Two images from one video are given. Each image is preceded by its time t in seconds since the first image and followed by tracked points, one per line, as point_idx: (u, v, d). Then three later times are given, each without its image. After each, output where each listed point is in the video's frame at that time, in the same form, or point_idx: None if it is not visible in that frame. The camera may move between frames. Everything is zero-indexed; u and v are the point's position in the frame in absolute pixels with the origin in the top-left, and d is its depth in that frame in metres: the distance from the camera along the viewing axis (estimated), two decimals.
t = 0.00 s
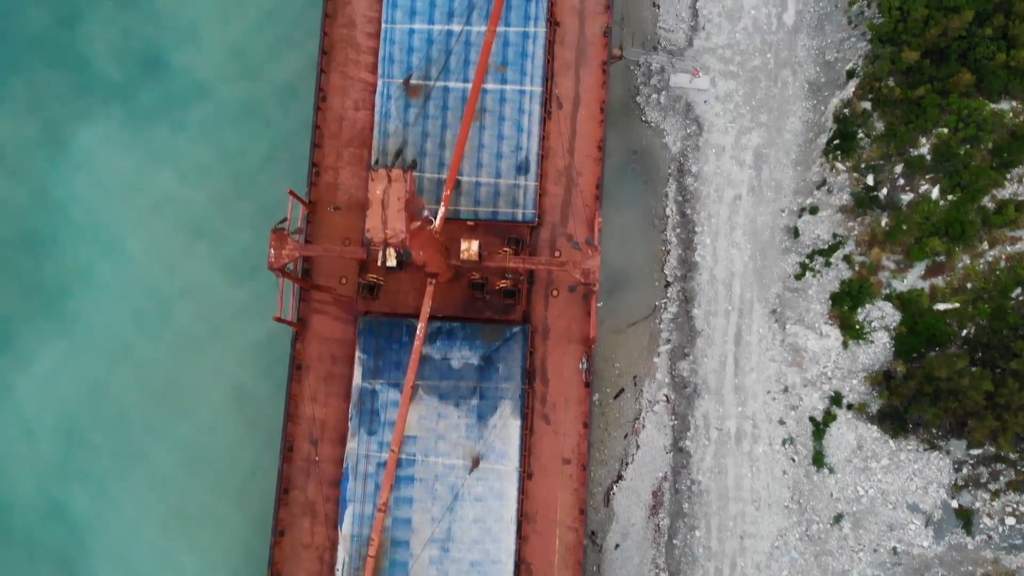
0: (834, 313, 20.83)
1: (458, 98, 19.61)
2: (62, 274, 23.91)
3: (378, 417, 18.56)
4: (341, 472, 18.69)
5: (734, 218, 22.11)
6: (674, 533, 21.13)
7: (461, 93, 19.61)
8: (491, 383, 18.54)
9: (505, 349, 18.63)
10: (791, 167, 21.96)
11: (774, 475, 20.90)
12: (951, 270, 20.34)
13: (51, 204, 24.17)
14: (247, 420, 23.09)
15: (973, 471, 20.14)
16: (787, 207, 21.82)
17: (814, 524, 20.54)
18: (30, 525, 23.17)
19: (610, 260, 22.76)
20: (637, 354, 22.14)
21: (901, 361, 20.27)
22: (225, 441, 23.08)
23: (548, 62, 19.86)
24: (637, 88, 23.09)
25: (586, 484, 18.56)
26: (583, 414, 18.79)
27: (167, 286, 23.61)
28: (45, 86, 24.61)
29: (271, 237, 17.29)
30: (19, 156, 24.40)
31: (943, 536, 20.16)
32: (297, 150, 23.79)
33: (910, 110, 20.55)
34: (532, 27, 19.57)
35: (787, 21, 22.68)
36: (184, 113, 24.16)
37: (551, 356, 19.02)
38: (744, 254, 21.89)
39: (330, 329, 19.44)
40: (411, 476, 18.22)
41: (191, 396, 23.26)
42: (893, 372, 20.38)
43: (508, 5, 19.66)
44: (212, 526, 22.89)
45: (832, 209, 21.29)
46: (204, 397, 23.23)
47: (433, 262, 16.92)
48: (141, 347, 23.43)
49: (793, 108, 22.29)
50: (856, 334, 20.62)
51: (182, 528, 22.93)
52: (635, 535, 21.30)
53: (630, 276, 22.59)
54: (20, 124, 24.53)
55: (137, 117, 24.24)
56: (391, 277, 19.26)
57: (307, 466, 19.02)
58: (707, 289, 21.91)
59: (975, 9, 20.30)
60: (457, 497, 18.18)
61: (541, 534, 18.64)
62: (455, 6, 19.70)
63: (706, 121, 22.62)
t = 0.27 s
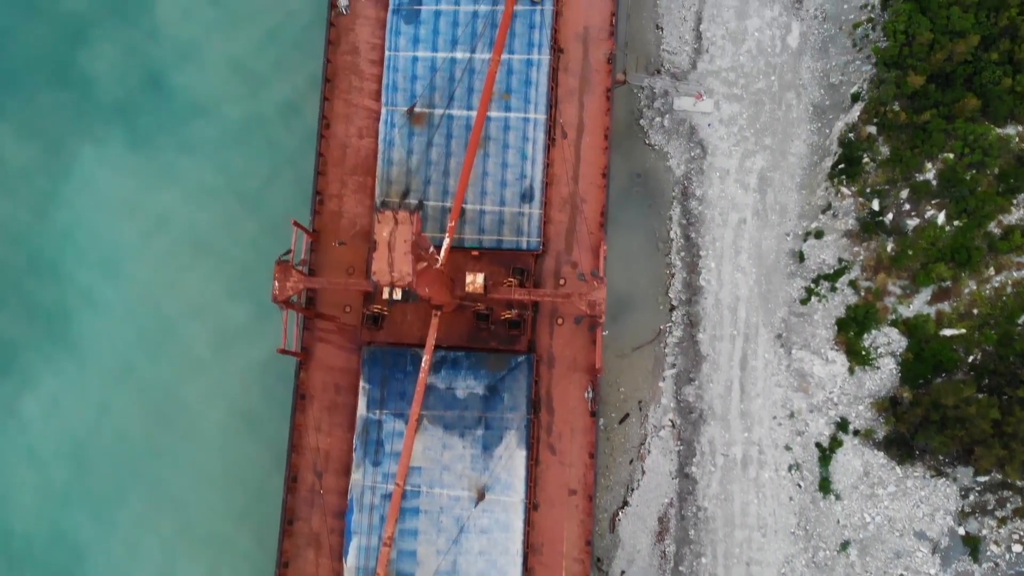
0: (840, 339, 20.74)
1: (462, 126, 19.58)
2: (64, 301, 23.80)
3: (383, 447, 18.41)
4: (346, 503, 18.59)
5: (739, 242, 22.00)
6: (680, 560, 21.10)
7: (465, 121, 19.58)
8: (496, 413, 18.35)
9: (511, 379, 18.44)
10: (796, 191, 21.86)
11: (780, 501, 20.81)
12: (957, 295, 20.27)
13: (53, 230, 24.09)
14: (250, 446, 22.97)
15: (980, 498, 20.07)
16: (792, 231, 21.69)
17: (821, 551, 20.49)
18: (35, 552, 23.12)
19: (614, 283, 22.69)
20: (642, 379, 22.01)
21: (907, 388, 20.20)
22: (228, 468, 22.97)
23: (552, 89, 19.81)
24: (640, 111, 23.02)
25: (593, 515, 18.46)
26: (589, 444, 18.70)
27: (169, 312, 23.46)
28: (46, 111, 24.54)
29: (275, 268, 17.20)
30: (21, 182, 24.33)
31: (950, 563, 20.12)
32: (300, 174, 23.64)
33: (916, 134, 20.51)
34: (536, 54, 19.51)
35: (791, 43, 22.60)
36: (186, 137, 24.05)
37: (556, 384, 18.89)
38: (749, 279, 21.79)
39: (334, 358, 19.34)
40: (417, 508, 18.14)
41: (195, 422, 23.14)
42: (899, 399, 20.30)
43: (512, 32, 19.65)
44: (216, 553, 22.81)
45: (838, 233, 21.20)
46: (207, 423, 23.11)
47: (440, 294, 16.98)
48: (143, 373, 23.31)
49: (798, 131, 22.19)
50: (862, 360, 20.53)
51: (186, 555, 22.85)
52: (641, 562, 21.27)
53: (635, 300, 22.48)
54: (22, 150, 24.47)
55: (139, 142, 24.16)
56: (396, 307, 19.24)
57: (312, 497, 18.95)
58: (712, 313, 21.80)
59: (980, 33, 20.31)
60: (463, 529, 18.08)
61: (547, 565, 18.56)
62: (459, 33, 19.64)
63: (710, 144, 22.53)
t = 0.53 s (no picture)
0: (846, 364, 20.67)
1: (465, 154, 19.58)
2: (66, 328, 23.67)
3: (388, 479, 18.28)
4: (351, 535, 18.48)
5: (743, 265, 21.90)
6: None
7: (469, 149, 19.57)
8: (502, 444, 18.21)
9: (516, 409, 18.30)
10: (800, 214, 21.79)
11: (787, 526, 20.74)
12: (963, 319, 20.21)
13: (55, 257, 23.98)
14: (253, 473, 22.85)
15: (987, 523, 20.02)
16: (797, 254, 21.61)
17: None
18: None
19: (618, 307, 22.52)
20: (647, 404, 21.86)
21: (914, 413, 20.15)
22: (231, 495, 22.85)
23: (555, 116, 19.77)
24: (643, 134, 22.98)
25: (599, 546, 18.36)
26: (595, 474, 18.60)
27: (172, 338, 23.32)
28: (47, 137, 24.43)
29: (279, 302, 17.09)
30: (22, 208, 24.25)
31: None
32: (302, 198, 23.53)
33: (920, 158, 20.43)
34: (539, 82, 19.48)
35: (794, 65, 22.58)
36: (187, 162, 23.93)
37: (562, 414, 18.77)
38: (753, 302, 21.69)
39: (338, 388, 19.22)
40: (422, 540, 18.05)
41: (199, 450, 23.00)
42: (906, 424, 20.26)
43: (515, 60, 19.64)
44: None
45: (842, 257, 21.12)
46: (211, 451, 22.98)
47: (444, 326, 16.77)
48: (146, 400, 23.18)
49: (802, 154, 22.12)
50: (868, 385, 20.47)
51: None
52: None
53: (639, 323, 22.31)
54: (22, 176, 24.37)
55: (140, 168, 24.05)
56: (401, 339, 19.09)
57: (316, 528, 18.87)
58: (717, 337, 21.67)
59: (985, 56, 20.27)
60: (469, 562, 17.98)
61: None
62: (461, 60, 19.64)
63: (714, 167, 22.49)
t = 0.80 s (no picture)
0: (852, 389, 20.61)
1: (469, 182, 19.59)
2: (68, 356, 23.52)
3: (394, 511, 18.15)
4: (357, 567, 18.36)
5: (748, 288, 21.81)
6: None
7: (472, 178, 19.59)
8: (508, 475, 18.05)
9: (522, 440, 18.12)
10: (804, 237, 21.71)
11: (794, 552, 20.68)
12: (969, 343, 20.15)
13: (55, 285, 23.82)
14: (257, 501, 22.73)
15: (995, 548, 19.95)
16: (801, 277, 21.53)
17: None
18: None
19: (622, 330, 22.36)
20: (653, 429, 21.72)
21: (920, 438, 20.12)
22: (235, 523, 22.74)
23: (558, 143, 19.70)
24: (646, 157, 22.90)
25: None
26: (602, 505, 18.51)
27: (174, 366, 23.20)
28: (46, 163, 24.26)
29: (284, 335, 16.94)
30: (21, 235, 24.07)
31: None
32: (304, 223, 23.39)
33: (925, 182, 20.38)
34: (541, 110, 19.45)
35: (797, 86, 22.52)
36: (188, 188, 23.80)
37: (568, 444, 18.65)
38: (758, 326, 21.58)
39: (342, 419, 19.08)
40: (429, 573, 17.96)
41: (202, 477, 22.90)
42: (912, 449, 20.22)
43: (518, 88, 19.61)
44: None
45: (847, 280, 21.04)
46: (215, 478, 22.87)
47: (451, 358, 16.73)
48: (149, 429, 23.04)
49: (805, 176, 22.04)
50: (874, 410, 20.41)
51: None
52: None
53: (644, 347, 22.18)
54: (21, 202, 24.18)
55: (141, 193, 23.90)
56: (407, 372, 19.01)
57: (322, 561, 18.75)
58: (723, 362, 21.57)
59: (989, 80, 20.25)
60: None
61: None
62: (464, 88, 19.65)
63: (717, 190, 22.40)
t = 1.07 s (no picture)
0: (858, 414, 20.58)
1: (472, 211, 19.56)
2: (71, 384, 23.44)
3: (400, 544, 18.07)
4: None
5: (753, 311, 21.70)
6: None
7: (475, 207, 19.57)
8: (514, 507, 17.96)
9: (527, 471, 17.99)
10: (809, 259, 21.63)
11: None
12: (975, 367, 20.08)
13: (57, 312, 23.71)
14: (262, 527, 22.72)
15: (1002, 573, 19.91)
16: (806, 300, 21.47)
17: None
18: None
19: (627, 354, 22.23)
20: (658, 454, 21.61)
21: (927, 463, 20.09)
22: (241, 550, 22.71)
23: (561, 171, 19.66)
24: (648, 180, 22.83)
25: None
26: (609, 536, 18.45)
27: (178, 392, 23.15)
28: (46, 189, 24.14)
29: (288, 369, 16.91)
30: (22, 262, 23.94)
31: None
32: (306, 248, 23.30)
33: (930, 206, 20.34)
34: (544, 137, 19.43)
35: (800, 108, 22.47)
36: (189, 213, 23.69)
37: (574, 474, 18.58)
38: (763, 349, 21.49)
39: (346, 450, 18.96)
40: None
41: (208, 504, 22.88)
42: (919, 475, 20.18)
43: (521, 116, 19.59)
44: None
45: (852, 304, 20.98)
46: (220, 505, 22.85)
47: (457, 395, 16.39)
48: (154, 456, 23.05)
49: (809, 198, 21.97)
50: (880, 435, 20.38)
51: None
52: None
53: (649, 371, 22.06)
54: (21, 228, 24.03)
55: (142, 219, 23.79)
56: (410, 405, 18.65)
57: None
58: (728, 386, 21.47)
59: (993, 102, 20.20)
60: None
61: None
62: (467, 116, 19.68)
63: (720, 213, 22.31)
